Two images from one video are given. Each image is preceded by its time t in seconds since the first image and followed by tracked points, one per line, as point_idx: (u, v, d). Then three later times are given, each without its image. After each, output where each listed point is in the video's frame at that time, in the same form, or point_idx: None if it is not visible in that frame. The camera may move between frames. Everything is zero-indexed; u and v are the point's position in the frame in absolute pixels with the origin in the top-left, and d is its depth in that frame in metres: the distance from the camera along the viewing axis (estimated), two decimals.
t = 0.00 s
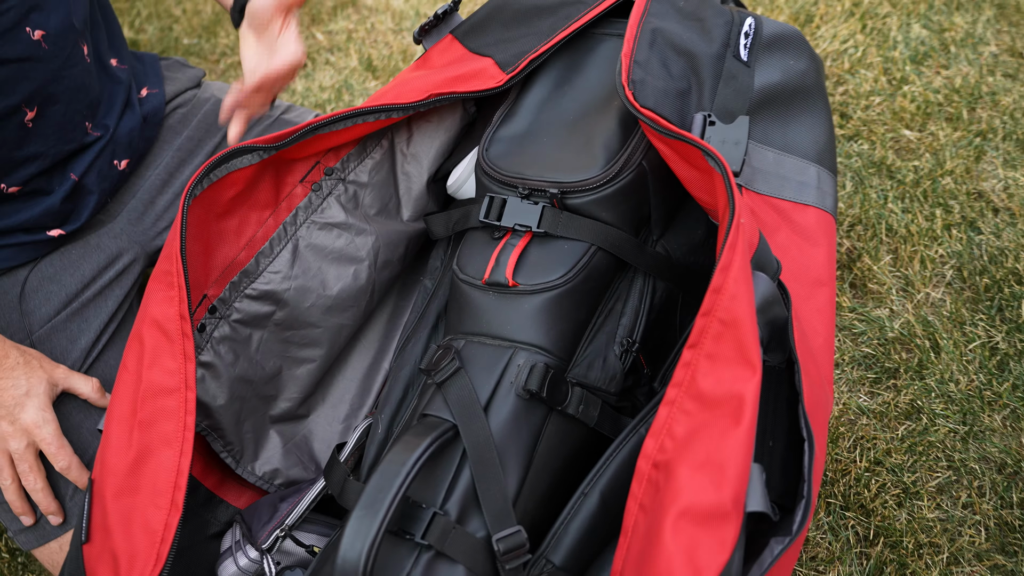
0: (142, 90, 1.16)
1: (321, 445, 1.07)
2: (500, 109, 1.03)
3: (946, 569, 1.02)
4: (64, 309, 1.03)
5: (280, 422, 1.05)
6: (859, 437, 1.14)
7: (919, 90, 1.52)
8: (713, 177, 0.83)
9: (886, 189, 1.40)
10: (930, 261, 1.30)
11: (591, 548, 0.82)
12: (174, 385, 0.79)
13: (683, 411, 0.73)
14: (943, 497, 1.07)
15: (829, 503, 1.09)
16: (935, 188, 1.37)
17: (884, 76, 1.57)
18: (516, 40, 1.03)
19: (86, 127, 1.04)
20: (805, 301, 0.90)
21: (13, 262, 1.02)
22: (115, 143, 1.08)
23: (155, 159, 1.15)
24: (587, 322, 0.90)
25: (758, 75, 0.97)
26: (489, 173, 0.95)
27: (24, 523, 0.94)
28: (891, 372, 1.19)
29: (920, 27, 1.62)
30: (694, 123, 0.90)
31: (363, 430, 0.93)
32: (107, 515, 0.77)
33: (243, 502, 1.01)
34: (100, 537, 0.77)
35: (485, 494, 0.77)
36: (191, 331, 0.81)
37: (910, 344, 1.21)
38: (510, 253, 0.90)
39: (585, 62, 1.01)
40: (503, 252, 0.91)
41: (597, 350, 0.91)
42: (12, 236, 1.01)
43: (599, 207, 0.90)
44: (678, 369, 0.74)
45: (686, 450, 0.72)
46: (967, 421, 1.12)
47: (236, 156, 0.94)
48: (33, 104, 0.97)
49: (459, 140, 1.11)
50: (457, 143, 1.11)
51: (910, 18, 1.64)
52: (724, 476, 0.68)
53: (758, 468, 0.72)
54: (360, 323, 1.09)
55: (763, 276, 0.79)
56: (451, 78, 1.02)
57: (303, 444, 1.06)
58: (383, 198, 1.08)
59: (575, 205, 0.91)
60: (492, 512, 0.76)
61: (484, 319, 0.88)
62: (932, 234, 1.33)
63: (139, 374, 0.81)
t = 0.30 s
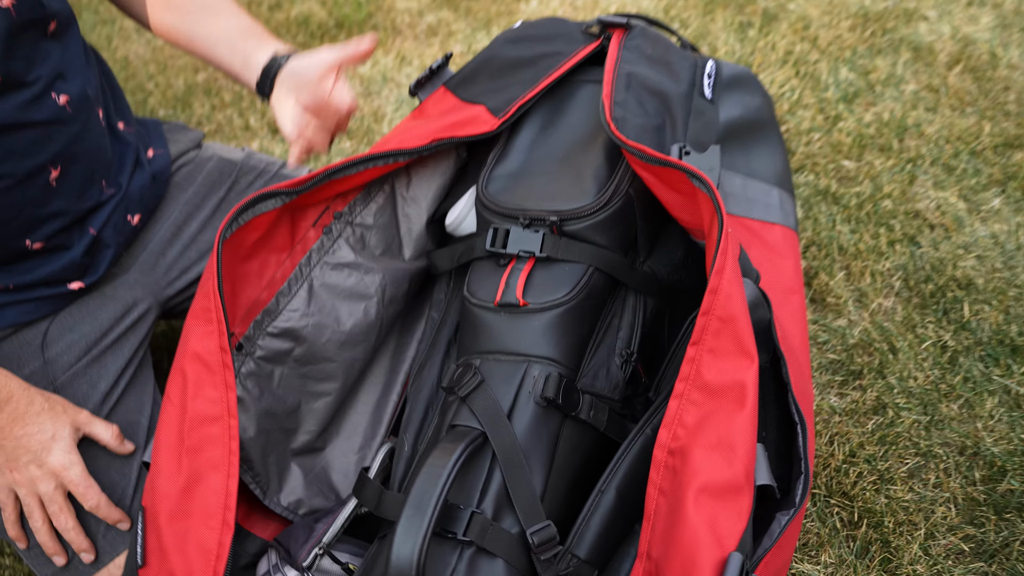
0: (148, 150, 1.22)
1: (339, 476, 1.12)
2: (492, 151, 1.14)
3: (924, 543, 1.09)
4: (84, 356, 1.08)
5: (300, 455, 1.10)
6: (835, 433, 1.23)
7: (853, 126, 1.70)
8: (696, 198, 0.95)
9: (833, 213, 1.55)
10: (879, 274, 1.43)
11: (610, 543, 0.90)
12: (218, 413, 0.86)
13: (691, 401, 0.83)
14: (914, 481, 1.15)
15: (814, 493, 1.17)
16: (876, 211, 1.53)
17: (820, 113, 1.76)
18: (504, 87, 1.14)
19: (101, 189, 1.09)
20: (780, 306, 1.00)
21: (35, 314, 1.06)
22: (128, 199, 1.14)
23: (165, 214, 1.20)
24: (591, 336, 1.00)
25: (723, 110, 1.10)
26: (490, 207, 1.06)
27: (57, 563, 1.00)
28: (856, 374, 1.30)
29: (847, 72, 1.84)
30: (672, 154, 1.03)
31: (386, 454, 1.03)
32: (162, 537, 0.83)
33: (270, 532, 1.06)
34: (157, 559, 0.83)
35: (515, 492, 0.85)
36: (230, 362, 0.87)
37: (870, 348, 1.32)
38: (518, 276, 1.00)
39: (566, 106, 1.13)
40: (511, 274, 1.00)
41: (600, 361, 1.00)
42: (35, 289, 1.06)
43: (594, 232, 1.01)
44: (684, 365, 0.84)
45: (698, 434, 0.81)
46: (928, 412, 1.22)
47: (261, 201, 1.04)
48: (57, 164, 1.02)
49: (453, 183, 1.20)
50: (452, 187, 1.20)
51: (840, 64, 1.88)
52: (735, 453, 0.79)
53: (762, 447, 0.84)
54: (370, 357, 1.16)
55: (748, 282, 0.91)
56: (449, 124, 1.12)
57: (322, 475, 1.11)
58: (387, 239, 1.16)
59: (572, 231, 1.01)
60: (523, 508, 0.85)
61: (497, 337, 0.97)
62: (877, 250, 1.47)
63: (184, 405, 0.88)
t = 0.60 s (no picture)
0: (155, 228, 1.32)
1: (357, 512, 1.20)
2: (474, 204, 1.28)
3: (885, 514, 1.24)
4: (109, 419, 1.15)
5: (320, 493, 1.21)
6: (795, 429, 1.38)
7: (773, 169, 1.93)
8: (662, 227, 1.13)
9: (767, 243, 1.74)
10: (813, 292, 1.61)
11: (618, 533, 1.05)
12: (261, 448, 1.01)
13: (681, 394, 0.99)
14: (869, 462, 1.30)
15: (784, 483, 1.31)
16: (803, 238, 1.73)
17: (743, 160, 1.99)
18: (478, 148, 1.29)
19: (121, 267, 1.20)
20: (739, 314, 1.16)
21: (60, 385, 1.12)
22: (142, 275, 1.24)
23: (174, 285, 1.30)
24: (581, 354, 1.14)
25: (669, 155, 1.31)
26: (480, 251, 1.19)
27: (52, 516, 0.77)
28: (808, 376, 1.46)
29: (762, 123, 2.10)
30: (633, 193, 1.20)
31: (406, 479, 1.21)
32: (222, 562, 0.95)
33: (298, 568, 1.17)
34: None
35: (536, 492, 0.98)
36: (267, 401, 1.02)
37: (816, 355, 1.49)
38: (513, 306, 1.15)
39: (533, 161, 1.30)
40: (507, 305, 1.15)
41: (591, 379, 1.14)
42: (62, 361, 1.13)
43: (574, 264, 1.16)
44: (672, 365, 1.00)
45: (692, 421, 0.97)
46: (872, 403, 1.39)
47: (281, 258, 1.16)
48: (87, 246, 1.12)
49: (437, 237, 1.33)
50: (437, 239, 1.33)
51: (755, 116, 2.13)
52: (726, 433, 0.95)
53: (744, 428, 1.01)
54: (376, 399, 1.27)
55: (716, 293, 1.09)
56: (433, 183, 1.27)
57: (340, 511, 1.21)
58: (384, 289, 1.29)
59: (556, 265, 1.16)
60: (547, 504, 0.98)
61: (499, 361, 1.11)
62: (809, 271, 1.66)
63: (229, 443, 1.01)
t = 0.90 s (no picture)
0: (194, 239, 1.51)
1: (397, 492, 1.31)
2: (491, 202, 1.42)
3: (883, 469, 1.35)
4: (166, 412, 1.32)
5: (362, 477, 1.32)
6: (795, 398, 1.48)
7: (758, 163, 2.05)
8: (669, 213, 1.28)
9: (757, 232, 1.86)
10: (803, 275, 1.73)
11: (645, 493, 1.17)
12: (316, 427, 1.16)
13: (697, 361, 1.13)
14: (865, 424, 1.42)
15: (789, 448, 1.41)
16: (791, 225, 1.85)
17: (730, 156, 2.11)
18: (492, 151, 1.43)
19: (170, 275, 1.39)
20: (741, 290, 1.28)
21: (120, 383, 1.30)
22: (187, 284, 1.43)
23: (216, 291, 1.50)
24: (598, 334, 1.30)
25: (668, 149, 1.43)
26: (503, 244, 1.35)
27: None
28: (804, 350, 1.58)
29: (745, 121, 2.23)
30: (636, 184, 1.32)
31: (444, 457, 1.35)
32: (289, 530, 1.09)
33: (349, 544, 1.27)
34: (288, 548, 1.08)
35: (570, 455, 1.13)
36: (319, 385, 1.18)
37: (809, 331, 1.60)
38: (537, 289, 1.31)
39: (543, 160, 1.45)
40: (530, 291, 1.31)
41: (610, 355, 1.30)
42: (122, 362, 1.31)
43: (588, 250, 1.32)
44: (687, 335, 1.14)
45: (709, 383, 1.10)
46: (864, 370, 1.50)
47: (320, 257, 1.31)
48: (146, 261, 1.30)
49: (457, 234, 1.47)
50: (457, 235, 1.47)
51: (737, 116, 2.26)
52: (739, 392, 1.09)
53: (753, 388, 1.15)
54: (408, 386, 1.40)
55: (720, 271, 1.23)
56: (454, 184, 1.40)
57: (381, 492, 1.32)
58: (411, 284, 1.43)
59: (573, 252, 1.32)
60: (581, 468, 1.12)
61: (523, 342, 1.28)
62: (798, 255, 1.78)
63: (287, 424, 1.17)
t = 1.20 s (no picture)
0: (250, 285, 1.68)
1: (430, 527, 1.39)
2: (522, 254, 1.54)
3: (895, 510, 1.41)
4: (221, 447, 1.47)
5: (398, 512, 1.40)
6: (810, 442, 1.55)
7: (774, 220, 2.15)
8: (688, 264, 1.39)
9: (773, 284, 1.95)
10: (818, 325, 1.81)
11: (666, 528, 1.24)
12: (361, 460, 1.26)
13: (716, 401, 1.22)
14: (878, 468, 1.48)
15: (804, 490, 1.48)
16: (805, 277, 1.95)
17: (747, 213, 2.22)
18: (525, 206, 1.56)
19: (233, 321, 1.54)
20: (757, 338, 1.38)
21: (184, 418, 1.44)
22: (248, 331, 1.59)
23: (269, 334, 1.66)
24: (623, 377, 1.40)
25: (687, 206, 1.55)
26: (532, 292, 1.46)
27: None
28: (819, 396, 1.65)
29: (760, 180, 2.34)
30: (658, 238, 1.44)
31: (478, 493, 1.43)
32: (335, 555, 1.17)
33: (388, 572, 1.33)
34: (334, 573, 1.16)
35: (597, 489, 1.21)
36: (364, 421, 1.28)
37: (824, 379, 1.68)
38: (565, 334, 1.41)
39: (571, 215, 1.57)
40: (559, 336, 1.42)
41: (634, 398, 1.39)
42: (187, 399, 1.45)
43: (613, 299, 1.43)
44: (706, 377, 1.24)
45: (727, 422, 1.20)
46: (877, 417, 1.57)
47: (364, 302, 1.43)
48: (216, 310, 1.46)
49: (489, 284, 1.58)
50: (489, 284, 1.58)
51: (753, 175, 2.37)
52: (756, 430, 1.18)
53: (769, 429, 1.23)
54: (442, 426, 1.50)
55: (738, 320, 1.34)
56: (488, 237, 1.52)
57: (416, 526, 1.39)
58: (446, 331, 1.54)
59: (599, 300, 1.42)
60: (607, 502, 1.20)
61: (552, 384, 1.37)
62: (812, 307, 1.86)
63: (333, 457, 1.27)
